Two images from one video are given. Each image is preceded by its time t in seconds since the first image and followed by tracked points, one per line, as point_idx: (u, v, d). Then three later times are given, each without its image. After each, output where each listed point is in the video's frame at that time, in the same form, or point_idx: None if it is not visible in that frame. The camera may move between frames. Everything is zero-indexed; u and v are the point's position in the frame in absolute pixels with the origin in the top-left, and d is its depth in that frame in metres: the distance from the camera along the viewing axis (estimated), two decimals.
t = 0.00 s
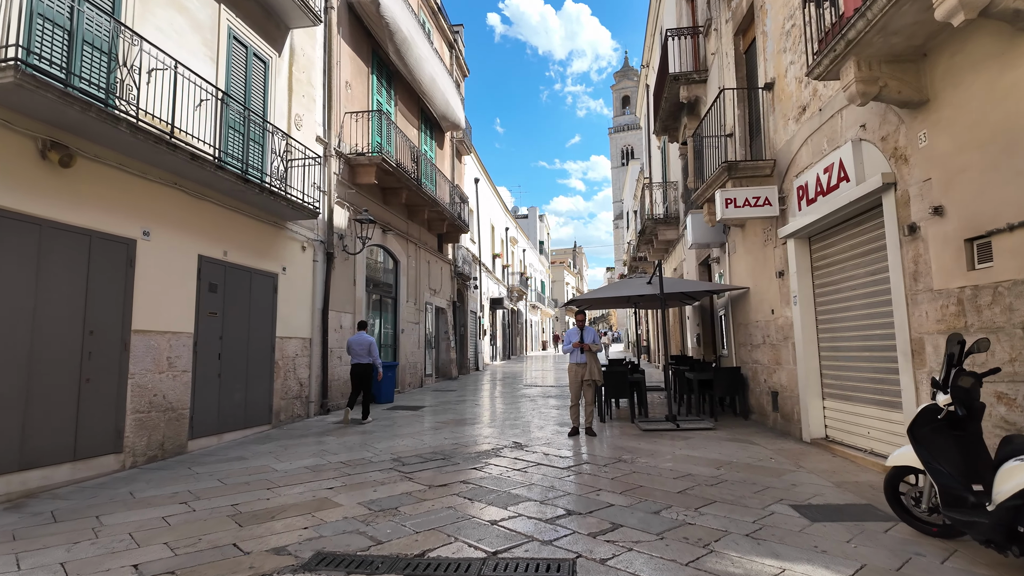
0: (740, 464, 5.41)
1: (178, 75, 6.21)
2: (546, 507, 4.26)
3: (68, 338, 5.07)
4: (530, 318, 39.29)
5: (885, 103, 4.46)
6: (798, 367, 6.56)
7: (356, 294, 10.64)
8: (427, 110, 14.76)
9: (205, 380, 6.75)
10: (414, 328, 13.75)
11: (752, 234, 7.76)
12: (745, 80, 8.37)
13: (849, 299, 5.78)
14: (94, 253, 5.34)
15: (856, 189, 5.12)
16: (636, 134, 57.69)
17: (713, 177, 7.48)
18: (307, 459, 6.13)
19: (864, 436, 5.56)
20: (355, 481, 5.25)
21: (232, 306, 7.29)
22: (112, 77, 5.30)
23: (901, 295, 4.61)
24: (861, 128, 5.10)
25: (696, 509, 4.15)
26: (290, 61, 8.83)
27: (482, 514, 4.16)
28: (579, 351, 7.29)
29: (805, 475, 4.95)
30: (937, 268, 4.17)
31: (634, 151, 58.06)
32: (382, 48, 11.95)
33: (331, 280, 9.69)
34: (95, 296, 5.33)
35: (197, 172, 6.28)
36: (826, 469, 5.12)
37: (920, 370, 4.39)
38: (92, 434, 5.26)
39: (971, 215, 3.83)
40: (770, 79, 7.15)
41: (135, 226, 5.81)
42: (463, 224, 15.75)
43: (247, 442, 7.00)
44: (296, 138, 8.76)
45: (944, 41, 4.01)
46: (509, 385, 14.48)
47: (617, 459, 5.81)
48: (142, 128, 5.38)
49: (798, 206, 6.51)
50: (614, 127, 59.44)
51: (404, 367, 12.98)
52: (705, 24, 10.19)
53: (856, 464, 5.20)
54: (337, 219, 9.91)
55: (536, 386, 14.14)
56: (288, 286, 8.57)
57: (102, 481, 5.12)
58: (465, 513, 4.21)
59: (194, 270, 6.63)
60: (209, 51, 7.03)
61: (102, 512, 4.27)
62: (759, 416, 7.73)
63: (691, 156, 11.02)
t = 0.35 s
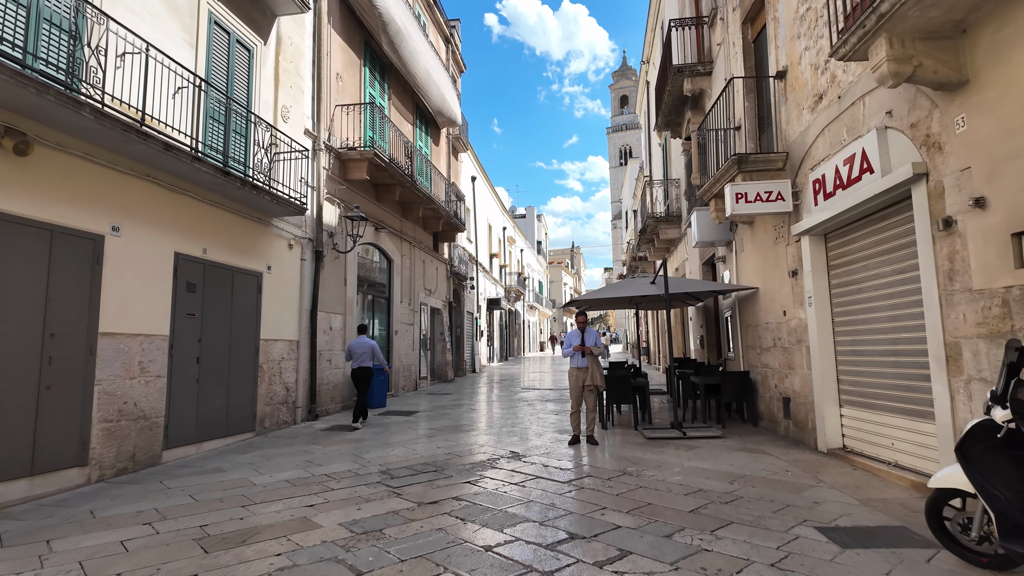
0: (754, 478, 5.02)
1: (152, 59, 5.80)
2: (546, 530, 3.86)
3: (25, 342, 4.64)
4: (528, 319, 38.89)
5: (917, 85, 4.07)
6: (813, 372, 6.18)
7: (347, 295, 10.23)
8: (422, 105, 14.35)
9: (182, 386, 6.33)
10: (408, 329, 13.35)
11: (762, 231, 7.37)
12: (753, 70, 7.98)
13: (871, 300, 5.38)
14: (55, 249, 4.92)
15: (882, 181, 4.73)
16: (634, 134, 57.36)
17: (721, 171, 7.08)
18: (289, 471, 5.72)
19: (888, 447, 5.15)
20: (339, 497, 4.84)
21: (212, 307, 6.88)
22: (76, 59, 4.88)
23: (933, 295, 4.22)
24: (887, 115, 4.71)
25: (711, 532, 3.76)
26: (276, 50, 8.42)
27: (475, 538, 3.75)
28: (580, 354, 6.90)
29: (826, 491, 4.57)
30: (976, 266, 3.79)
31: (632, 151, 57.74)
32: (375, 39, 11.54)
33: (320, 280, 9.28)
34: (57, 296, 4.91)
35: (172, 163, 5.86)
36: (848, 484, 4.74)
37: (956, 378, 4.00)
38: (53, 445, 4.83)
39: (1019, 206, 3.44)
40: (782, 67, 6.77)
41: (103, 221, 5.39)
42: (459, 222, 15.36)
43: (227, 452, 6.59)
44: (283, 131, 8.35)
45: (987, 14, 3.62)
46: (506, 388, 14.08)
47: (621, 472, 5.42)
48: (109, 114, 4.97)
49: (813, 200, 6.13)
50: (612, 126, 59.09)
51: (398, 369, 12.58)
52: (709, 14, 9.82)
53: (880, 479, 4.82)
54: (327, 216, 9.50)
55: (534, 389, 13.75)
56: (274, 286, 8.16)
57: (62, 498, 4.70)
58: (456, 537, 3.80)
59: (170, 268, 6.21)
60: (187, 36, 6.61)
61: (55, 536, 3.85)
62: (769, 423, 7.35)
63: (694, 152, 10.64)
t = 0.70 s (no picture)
0: (766, 490, 4.65)
1: (117, 38, 5.38)
2: (542, 552, 3.46)
3: None
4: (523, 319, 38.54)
5: (951, 59, 3.70)
6: (826, 374, 5.80)
7: (334, 293, 9.83)
8: (414, 99, 13.95)
9: (152, 389, 5.91)
10: (400, 330, 12.94)
11: (771, 226, 7.00)
12: (759, 58, 7.61)
13: (891, 298, 5.01)
14: (5, 240, 4.49)
15: (906, 168, 4.35)
16: (630, 134, 57.09)
17: (727, 162, 6.72)
18: (265, 482, 5.31)
19: (911, 456, 4.77)
20: (316, 512, 4.43)
21: (186, 306, 6.46)
22: (30, 33, 4.46)
23: (966, 292, 3.85)
24: (912, 96, 4.34)
25: (726, 554, 3.37)
26: (258, 36, 8.00)
27: (463, 562, 3.35)
28: (578, 354, 6.50)
29: (847, 505, 4.19)
30: (1019, 258, 3.41)
31: (628, 151, 57.44)
32: (365, 29, 11.14)
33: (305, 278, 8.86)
34: (6, 291, 4.48)
35: (140, 150, 5.45)
36: (869, 497, 4.37)
37: (993, 382, 3.63)
38: (2, 456, 4.39)
39: None
40: (791, 51, 6.40)
41: (62, 211, 4.96)
42: (452, 220, 14.96)
43: (201, 460, 6.16)
44: (265, 120, 7.93)
45: None
46: (500, 391, 13.68)
47: (623, 483, 5.03)
48: (67, 94, 4.55)
49: (826, 191, 5.76)
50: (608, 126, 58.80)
51: (389, 371, 12.17)
52: (712, 2, 9.45)
53: (903, 491, 4.45)
54: (312, 211, 9.09)
55: (529, 391, 13.36)
56: (254, 284, 7.74)
57: (10, 514, 4.26)
58: (442, 560, 3.40)
59: (138, 263, 5.79)
60: (159, 16, 6.19)
61: None
62: (776, 428, 6.98)
63: (696, 146, 10.28)
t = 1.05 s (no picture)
0: (786, 504, 4.26)
1: (81, 12, 4.95)
2: None
3: None
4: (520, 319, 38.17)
5: (1000, 27, 3.32)
6: (845, 377, 5.43)
7: (322, 291, 9.42)
8: (408, 91, 13.54)
9: (121, 393, 5.48)
10: (393, 329, 12.54)
11: (783, 220, 6.63)
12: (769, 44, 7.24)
13: (920, 295, 4.63)
14: None
15: (941, 152, 3.98)
16: (627, 133, 56.78)
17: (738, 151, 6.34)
18: (242, 494, 4.90)
19: (942, 467, 4.40)
20: (293, 529, 4.03)
21: (160, 303, 6.04)
22: None
23: (1013, 287, 3.48)
24: (948, 73, 3.96)
25: None
26: (241, 19, 7.58)
27: None
28: (580, 355, 6.12)
29: (877, 522, 3.81)
30: None
31: (624, 150, 57.11)
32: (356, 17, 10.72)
33: (291, 275, 8.45)
34: None
35: (106, 134, 5.03)
36: (900, 512, 3.99)
37: None
38: None
39: None
40: (805, 33, 6.03)
41: (17, 199, 4.54)
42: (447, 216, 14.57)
43: (175, 469, 5.75)
44: (248, 108, 7.51)
45: None
46: (496, 393, 13.28)
47: (630, 495, 4.64)
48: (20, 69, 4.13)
49: (845, 181, 5.38)
50: (605, 125, 58.46)
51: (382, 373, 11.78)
52: None
53: (936, 505, 4.08)
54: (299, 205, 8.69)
55: (526, 393, 12.98)
56: (236, 280, 7.33)
57: None
58: None
59: (106, 257, 5.37)
60: None
61: None
62: (788, 433, 6.61)
63: (700, 139, 9.91)
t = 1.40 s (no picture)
0: (810, 525, 3.89)
1: None
2: None
3: None
4: (515, 320, 37.78)
5: None
6: (866, 384, 5.06)
7: (309, 291, 9.01)
8: (401, 85, 13.13)
9: (85, 400, 5.05)
10: (384, 331, 12.13)
11: (796, 216, 6.27)
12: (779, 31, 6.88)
13: (957, 295, 4.27)
14: None
15: (983, 139, 3.62)
16: (623, 134, 56.53)
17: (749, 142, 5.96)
18: (214, 512, 4.48)
19: (981, 483, 4.05)
20: (268, 554, 3.62)
21: (130, 303, 5.61)
22: None
23: None
24: (993, 51, 3.60)
25: None
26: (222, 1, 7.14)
27: None
28: (582, 359, 5.73)
29: (914, 547, 3.44)
30: None
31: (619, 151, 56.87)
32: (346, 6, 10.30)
33: (276, 273, 8.04)
34: None
35: (67, 118, 4.60)
36: (938, 534, 3.63)
37: None
38: None
39: None
40: (821, 17, 5.67)
41: None
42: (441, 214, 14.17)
43: (145, 482, 5.32)
44: (229, 96, 7.08)
45: None
46: (491, 396, 12.89)
47: (638, 513, 4.26)
48: None
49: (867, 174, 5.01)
50: (600, 125, 58.20)
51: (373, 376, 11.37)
52: None
53: (977, 527, 3.72)
54: (284, 200, 8.28)
55: (522, 396, 12.60)
56: (216, 279, 6.90)
57: None
58: None
59: (69, 253, 4.94)
60: None
61: None
62: (801, 442, 6.26)
63: (703, 133, 9.54)
